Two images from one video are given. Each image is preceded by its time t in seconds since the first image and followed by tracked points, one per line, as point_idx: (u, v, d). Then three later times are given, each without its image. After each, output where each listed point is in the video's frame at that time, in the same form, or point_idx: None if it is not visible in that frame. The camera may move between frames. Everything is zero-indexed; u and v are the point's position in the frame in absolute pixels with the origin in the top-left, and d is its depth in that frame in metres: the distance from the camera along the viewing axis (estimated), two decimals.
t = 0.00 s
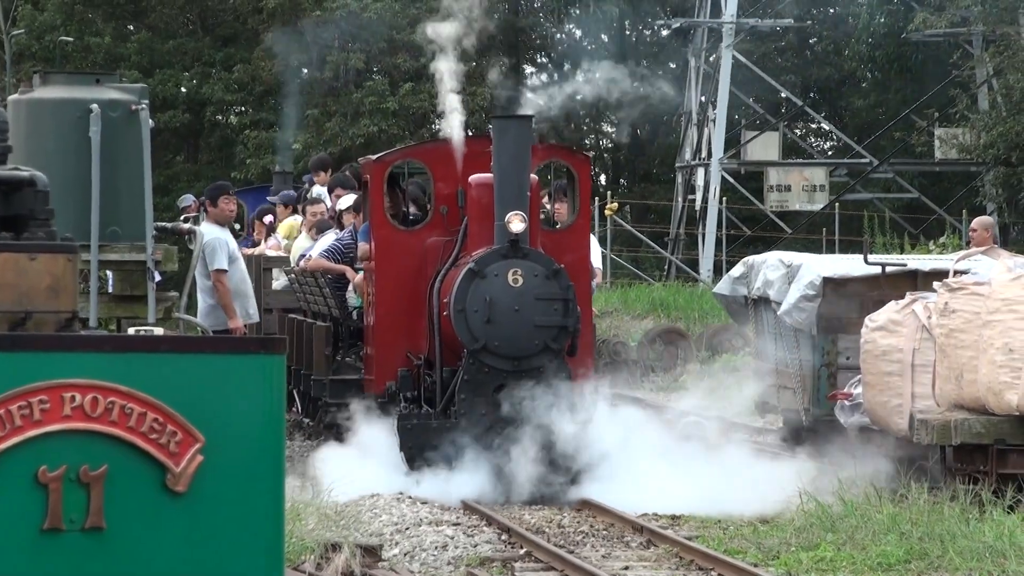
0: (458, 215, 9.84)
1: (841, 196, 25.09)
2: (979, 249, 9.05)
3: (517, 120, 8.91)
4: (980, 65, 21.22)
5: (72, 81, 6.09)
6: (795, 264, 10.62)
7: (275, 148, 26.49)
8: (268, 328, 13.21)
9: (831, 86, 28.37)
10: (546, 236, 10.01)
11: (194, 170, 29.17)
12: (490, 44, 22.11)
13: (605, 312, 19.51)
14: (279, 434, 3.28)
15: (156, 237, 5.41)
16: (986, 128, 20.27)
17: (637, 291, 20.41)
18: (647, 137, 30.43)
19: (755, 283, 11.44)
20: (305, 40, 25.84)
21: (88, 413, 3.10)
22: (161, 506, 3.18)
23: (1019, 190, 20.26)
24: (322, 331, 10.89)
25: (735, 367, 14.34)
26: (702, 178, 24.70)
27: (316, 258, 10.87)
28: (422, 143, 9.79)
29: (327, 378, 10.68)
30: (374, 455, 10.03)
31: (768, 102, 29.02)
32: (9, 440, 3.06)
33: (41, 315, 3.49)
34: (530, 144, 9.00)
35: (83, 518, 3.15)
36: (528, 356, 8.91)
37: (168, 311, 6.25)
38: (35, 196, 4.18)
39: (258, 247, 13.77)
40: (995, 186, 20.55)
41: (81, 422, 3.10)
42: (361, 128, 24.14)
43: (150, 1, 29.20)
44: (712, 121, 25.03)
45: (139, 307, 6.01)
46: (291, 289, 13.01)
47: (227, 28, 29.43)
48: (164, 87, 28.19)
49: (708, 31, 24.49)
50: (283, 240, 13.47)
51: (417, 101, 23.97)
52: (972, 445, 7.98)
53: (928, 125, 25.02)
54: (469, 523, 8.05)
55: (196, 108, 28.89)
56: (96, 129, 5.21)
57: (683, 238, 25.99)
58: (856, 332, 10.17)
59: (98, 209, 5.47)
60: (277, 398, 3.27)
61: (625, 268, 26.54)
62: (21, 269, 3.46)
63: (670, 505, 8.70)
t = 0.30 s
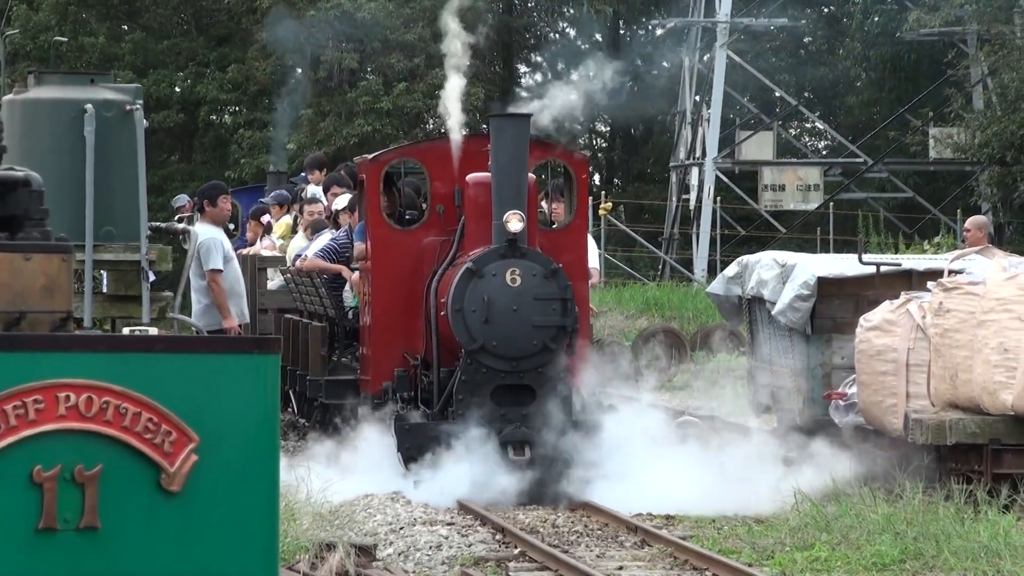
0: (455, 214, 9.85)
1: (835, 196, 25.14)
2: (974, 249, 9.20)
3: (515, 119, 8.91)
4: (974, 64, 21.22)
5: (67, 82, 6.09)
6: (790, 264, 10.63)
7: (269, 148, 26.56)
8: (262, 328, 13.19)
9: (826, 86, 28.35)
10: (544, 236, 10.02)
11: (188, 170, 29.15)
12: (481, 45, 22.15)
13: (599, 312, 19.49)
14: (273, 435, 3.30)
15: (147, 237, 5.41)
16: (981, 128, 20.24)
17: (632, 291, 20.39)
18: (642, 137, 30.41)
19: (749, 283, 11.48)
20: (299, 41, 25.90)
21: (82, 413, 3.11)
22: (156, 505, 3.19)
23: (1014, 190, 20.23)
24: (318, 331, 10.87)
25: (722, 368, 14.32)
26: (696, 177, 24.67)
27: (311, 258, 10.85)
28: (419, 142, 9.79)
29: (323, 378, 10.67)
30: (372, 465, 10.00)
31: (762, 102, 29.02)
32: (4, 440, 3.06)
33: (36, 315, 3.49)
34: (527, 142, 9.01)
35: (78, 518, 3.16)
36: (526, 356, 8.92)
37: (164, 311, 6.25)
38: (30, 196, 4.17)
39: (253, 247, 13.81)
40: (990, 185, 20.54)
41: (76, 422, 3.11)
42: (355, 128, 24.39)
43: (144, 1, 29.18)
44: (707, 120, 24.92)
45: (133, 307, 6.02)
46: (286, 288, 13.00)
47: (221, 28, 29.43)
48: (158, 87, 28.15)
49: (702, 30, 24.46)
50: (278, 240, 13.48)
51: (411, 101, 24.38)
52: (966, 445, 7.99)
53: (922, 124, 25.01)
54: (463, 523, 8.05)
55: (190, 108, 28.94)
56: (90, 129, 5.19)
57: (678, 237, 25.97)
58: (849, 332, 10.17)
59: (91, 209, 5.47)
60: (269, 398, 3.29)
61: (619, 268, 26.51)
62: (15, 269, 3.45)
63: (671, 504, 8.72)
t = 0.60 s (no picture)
0: (454, 212, 9.84)
1: (833, 193, 25.16)
2: (971, 247, 9.20)
3: (515, 117, 8.90)
4: (972, 62, 21.18)
5: (64, 80, 6.09)
6: (787, 263, 10.65)
7: (266, 146, 26.47)
8: (261, 327, 13.18)
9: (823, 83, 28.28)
10: (544, 233, 10.03)
11: (185, 169, 29.14)
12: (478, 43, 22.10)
13: (596, 311, 19.45)
14: (270, 433, 3.32)
15: (147, 236, 5.41)
16: (979, 126, 20.18)
17: (630, 289, 20.36)
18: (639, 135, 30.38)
19: (747, 280, 11.47)
20: (296, 39, 25.86)
21: (79, 412, 3.11)
22: (154, 504, 3.20)
23: (1010, 188, 20.20)
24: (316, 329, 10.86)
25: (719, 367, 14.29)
26: (694, 175, 24.64)
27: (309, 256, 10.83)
28: (418, 139, 9.78)
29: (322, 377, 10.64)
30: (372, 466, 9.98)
31: (760, 100, 28.99)
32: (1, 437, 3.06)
33: (33, 314, 3.48)
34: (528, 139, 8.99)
35: (75, 516, 3.16)
36: (526, 354, 8.92)
37: (160, 309, 6.27)
38: (28, 194, 4.16)
39: (252, 246, 13.73)
40: (987, 183, 20.49)
41: (73, 420, 3.11)
42: (353, 126, 24.42)
43: None
44: (704, 118, 24.84)
45: (131, 305, 6.01)
46: (285, 287, 12.99)
47: (218, 26, 29.37)
48: (155, 85, 28.04)
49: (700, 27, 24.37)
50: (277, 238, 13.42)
51: (409, 99, 24.53)
52: (963, 443, 7.98)
53: (920, 122, 24.99)
54: (460, 521, 8.06)
55: (188, 106, 28.84)
56: (88, 127, 5.16)
57: (675, 235, 25.95)
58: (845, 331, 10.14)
59: (90, 207, 5.46)
60: (265, 397, 3.30)
61: (616, 266, 26.47)
62: (13, 267, 3.45)
63: (671, 501, 8.75)
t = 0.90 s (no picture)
0: (458, 208, 9.84)
1: (834, 190, 25.20)
2: (972, 244, 9.11)
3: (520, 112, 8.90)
4: (973, 60, 21.17)
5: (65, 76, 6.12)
6: (788, 260, 10.67)
7: (267, 142, 26.50)
8: (264, 324, 13.19)
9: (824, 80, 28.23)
10: (548, 230, 10.02)
11: (186, 165, 29.16)
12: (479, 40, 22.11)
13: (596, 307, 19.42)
14: (270, 430, 3.32)
15: (146, 230, 5.40)
16: (980, 123, 20.17)
17: (630, 285, 20.34)
18: (640, 132, 30.36)
19: (748, 277, 11.47)
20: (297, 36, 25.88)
21: (81, 408, 3.11)
22: (156, 500, 3.21)
23: (1012, 185, 20.19)
24: (319, 326, 10.75)
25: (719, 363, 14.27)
26: (696, 172, 24.62)
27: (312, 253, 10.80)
28: (422, 135, 9.76)
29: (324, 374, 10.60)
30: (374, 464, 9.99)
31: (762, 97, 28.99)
32: (3, 433, 3.06)
33: (34, 310, 3.49)
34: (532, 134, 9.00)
35: (76, 512, 3.16)
36: (530, 351, 8.93)
37: (161, 306, 6.29)
38: (28, 189, 4.16)
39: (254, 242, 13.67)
40: (987, 181, 20.47)
41: (75, 417, 3.11)
42: (354, 122, 24.40)
43: None
44: (706, 115, 24.82)
45: (132, 301, 5.97)
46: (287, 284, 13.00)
47: (219, 22, 29.38)
48: (156, 81, 28.05)
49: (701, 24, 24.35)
50: (279, 235, 13.41)
51: (410, 95, 24.57)
52: (964, 440, 7.97)
53: (921, 119, 24.98)
54: (461, 518, 8.06)
55: (188, 102, 28.82)
56: (88, 123, 5.16)
57: (676, 232, 25.94)
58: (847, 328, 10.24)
59: (89, 202, 5.46)
60: (267, 392, 3.31)
61: (617, 263, 26.44)
62: (14, 264, 3.46)
63: (675, 497, 8.78)
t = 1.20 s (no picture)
0: (462, 205, 9.84)
1: (834, 187, 25.23)
2: (972, 242, 9.11)
3: (524, 107, 8.90)
4: (973, 57, 21.19)
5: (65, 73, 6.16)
6: (788, 257, 10.68)
7: (268, 139, 26.58)
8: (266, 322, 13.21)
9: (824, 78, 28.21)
10: (553, 227, 10.03)
11: (186, 162, 29.20)
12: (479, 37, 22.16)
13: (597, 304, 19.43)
14: (271, 428, 3.27)
15: (148, 227, 5.40)
16: (980, 120, 20.19)
17: (631, 282, 20.36)
18: (640, 130, 30.40)
19: (748, 275, 11.48)
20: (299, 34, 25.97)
21: (81, 405, 3.07)
22: (156, 499, 3.16)
23: (1012, 182, 20.20)
24: (322, 324, 10.85)
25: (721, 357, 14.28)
26: (696, 170, 24.66)
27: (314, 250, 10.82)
28: (426, 132, 9.77)
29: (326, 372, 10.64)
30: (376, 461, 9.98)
31: (762, 94, 29.02)
32: (3, 431, 3.02)
33: (35, 307, 3.47)
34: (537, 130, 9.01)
35: (77, 509, 3.12)
36: (534, 349, 8.91)
37: (161, 303, 6.30)
38: (30, 187, 4.14)
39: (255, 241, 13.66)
40: (988, 179, 20.43)
41: (75, 414, 3.07)
42: (354, 120, 24.44)
43: None
44: (706, 113, 24.84)
45: (132, 298, 6.00)
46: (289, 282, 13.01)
47: (219, 19, 29.41)
48: (156, 78, 28.12)
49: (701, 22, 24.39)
50: (281, 233, 13.41)
51: (410, 93, 24.56)
52: (965, 437, 7.95)
53: (920, 117, 25.02)
54: (462, 516, 8.06)
55: (189, 99, 28.84)
56: (89, 120, 5.17)
57: (677, 229, 25.94)
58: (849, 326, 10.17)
59: (90, 198, 5.46)
60: (269, 389, 3.26)
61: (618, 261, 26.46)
62: (14, 261, 3.44)
63: (677, 495, 8.76)
